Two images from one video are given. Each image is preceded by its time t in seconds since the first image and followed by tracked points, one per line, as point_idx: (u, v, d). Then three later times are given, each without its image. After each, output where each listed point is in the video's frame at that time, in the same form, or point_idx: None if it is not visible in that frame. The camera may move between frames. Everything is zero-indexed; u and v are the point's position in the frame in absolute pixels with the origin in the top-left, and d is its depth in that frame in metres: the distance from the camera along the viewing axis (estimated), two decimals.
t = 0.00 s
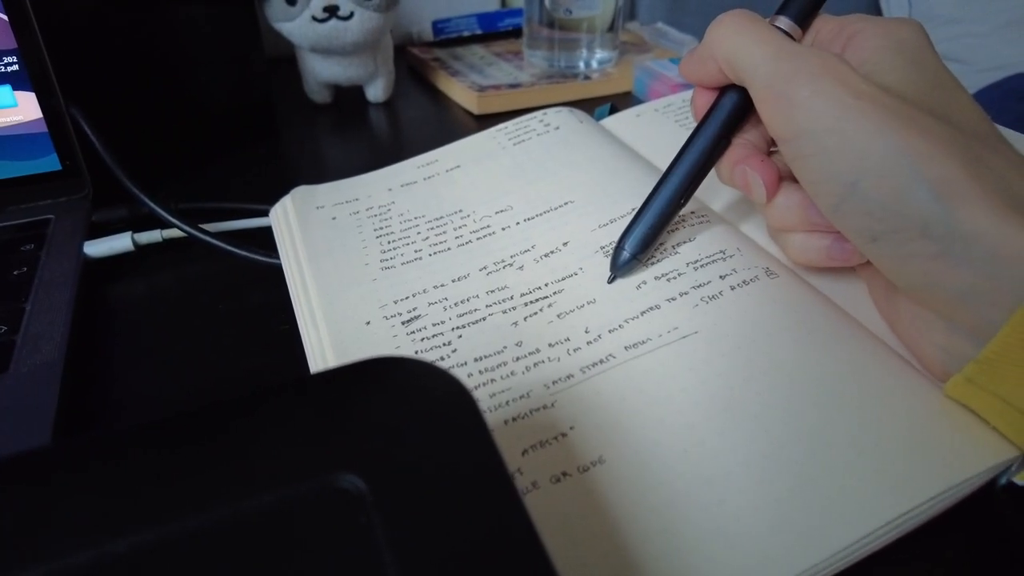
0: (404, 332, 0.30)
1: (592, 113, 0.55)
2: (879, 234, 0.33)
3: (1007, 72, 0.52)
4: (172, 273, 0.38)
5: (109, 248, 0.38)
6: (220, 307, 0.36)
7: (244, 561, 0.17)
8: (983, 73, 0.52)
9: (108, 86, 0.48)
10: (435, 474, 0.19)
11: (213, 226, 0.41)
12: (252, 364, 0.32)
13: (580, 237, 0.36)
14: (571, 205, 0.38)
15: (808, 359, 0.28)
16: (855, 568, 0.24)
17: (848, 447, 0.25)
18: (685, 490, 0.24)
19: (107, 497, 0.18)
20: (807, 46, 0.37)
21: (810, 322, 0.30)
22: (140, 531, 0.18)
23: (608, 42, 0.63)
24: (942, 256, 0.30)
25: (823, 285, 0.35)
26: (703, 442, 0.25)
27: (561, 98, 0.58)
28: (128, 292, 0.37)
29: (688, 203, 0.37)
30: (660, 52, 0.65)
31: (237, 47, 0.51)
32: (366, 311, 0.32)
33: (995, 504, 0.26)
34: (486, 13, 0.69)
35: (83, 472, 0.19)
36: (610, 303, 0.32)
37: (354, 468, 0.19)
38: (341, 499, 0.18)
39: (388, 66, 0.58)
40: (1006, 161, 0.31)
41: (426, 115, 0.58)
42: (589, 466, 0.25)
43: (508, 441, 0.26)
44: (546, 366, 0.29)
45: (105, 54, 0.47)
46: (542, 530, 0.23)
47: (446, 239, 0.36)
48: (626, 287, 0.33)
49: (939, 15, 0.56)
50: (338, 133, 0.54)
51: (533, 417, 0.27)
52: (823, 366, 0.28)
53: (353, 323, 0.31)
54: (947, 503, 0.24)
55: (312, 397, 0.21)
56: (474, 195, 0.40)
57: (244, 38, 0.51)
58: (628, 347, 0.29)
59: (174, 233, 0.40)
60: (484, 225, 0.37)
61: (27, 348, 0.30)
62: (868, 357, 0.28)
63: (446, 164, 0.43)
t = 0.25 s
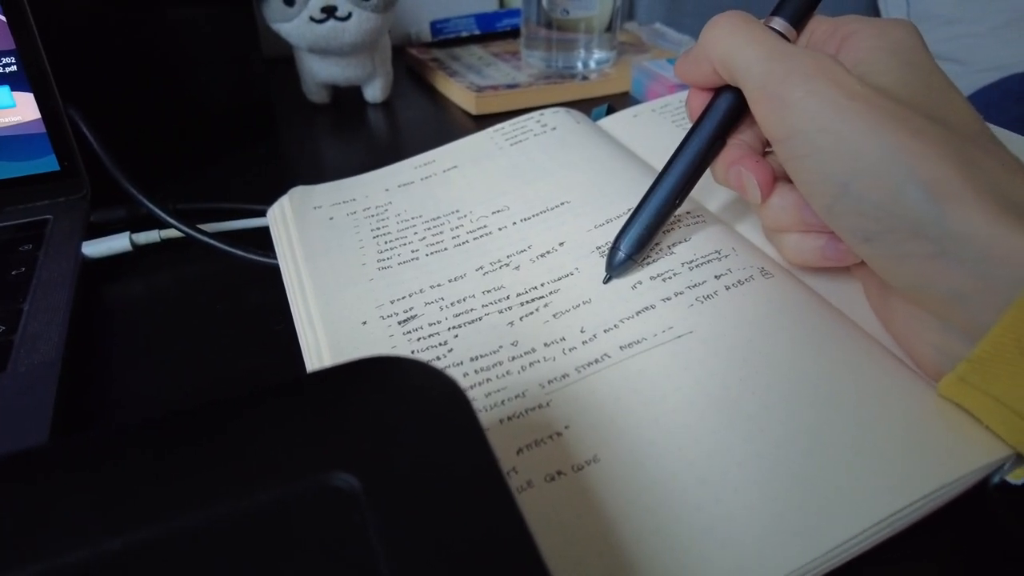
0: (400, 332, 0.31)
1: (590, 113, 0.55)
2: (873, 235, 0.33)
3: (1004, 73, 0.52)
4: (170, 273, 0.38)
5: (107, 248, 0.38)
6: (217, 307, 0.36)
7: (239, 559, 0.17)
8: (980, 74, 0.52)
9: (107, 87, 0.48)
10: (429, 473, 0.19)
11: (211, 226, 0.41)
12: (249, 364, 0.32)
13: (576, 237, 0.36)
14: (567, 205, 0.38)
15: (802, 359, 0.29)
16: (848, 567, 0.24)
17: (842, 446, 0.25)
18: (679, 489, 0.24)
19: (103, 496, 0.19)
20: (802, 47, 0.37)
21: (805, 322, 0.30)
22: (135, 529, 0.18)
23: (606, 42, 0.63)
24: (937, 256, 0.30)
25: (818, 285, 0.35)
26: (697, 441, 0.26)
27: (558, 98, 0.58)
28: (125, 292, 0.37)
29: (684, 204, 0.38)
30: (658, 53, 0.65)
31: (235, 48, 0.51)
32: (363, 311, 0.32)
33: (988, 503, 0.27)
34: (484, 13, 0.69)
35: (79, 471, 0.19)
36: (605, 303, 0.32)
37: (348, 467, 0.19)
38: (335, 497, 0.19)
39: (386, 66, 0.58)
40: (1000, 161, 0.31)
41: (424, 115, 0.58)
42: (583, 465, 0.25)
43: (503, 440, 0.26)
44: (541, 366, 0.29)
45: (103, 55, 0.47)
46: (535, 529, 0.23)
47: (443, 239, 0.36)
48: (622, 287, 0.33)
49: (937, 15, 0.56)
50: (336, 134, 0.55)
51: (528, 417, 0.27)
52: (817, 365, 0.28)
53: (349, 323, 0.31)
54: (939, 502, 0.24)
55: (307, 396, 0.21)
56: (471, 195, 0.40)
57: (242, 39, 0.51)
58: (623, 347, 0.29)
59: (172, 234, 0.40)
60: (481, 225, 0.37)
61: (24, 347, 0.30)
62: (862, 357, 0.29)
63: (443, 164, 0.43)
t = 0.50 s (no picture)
0: (403, 334, 0.31)
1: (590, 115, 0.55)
2: (874, 236, 0.33)
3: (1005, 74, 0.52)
4: (172, 275, 0.38)
5: (109, 249, 0.39)
6: (220, 308, 0.36)
7: (244, 560, 0.17)
8: (980, 75, 0.52)
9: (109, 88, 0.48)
10: (433, 474, 0.19)
11: (213, 227, 0.41)
12: (252, 365, 0.32)
13: (578, 239, 0.36)
14: (569, 206, 0.39)
15: (804, 360, 0.29)
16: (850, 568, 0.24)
17: (844, 448, 0.25)
18: (681, 491, 0.24)
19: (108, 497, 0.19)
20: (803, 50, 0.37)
21: (807, 324, 0.30)
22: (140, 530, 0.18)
23: (606, 43, 0.63)
24: (938, 258, 0.30)
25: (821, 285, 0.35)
26: (699, 442, 0.26)
27: (559, 99, 0.58)
28: (128, 293, 0.37)
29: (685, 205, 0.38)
30: (658, 54, 0.65)
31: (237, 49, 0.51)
32: (365, 312, 0.32)
33: (988, 504, 0.27)
34: (485, 14, 0.69)
35: (84, 472, 0.19)
36: (607, 304, 0.32)
37: (352, 468, 0.19)
38: (339, 499, 0.19)
39: (387, 67, 0.58)
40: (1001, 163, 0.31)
41: (425, 117, 0.58)
42: (586, 466, 0.25)
43: (506, 442, 0.26)
44: (543, 367, 0.29)
45: (105, 57, 0.47)
46: (539, 530, 0.23)
47: (445, 240, 0.36)
48: (624, 287, 0.33)
49: (937, 17, 0.56)
50: (337, 135, 0.55)
51: (531, 418, 0.27)
52: (819, 367, 0.28)
53: (352, 324, 0.31)
54: (941, 503, 0.25)
55: (311, 398, 0.21)
56: (473, 196, 0.40)
57: (244, 40, 0.51)
58: (625, 348, 0.30)
59: (174, 235, 0.40)
60: (483, 226, 0.37)
61: (28, 349, 0.30)
62: (863, 358, 0.29)
63: (445, 166, 0.43)
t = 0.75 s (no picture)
0: (407, 333, 0.31)
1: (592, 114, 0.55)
2: (877, 235, 0.33)
3: (1006, 74, 0.52)
4: (175, 274, 0.38)
5: (112, 249, 0.39)
6: (223, 308, 0.36)
7: (251, 559, 0.17)
8: (981, 75, 0.53)
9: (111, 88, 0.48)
10: (439, 473, 0.19)
11: (216, 227, 0.41)
12: (255, 365, 0.32)
13: (581, 238, 0.36)
14: (572, 206, 0.39)
15: (807, 360, 0.29)
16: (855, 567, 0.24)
17: (849, 447, 0.25)
18: (687, 490, 0.24)
19: (114, 496, 0.19)
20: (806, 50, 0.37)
21: (811, 323, 0.30)
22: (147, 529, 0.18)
23: (608, 42, 0.64)
24: (941, 257, 0.30)
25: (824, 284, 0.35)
26: (704, 441, 0.26)
27: (561, 99, 0.58)
28: (131, 293, 0.37)
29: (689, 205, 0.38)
30: (660, 54, 0.65)
31: (239, 49, 0.51)
32: (369, 312, 0.32)
33: (992, 502, 0.27)
34: (486, 14, 0.69)
35: (90, 472, 0.19)
36: (611, 303, 0.32)
37: (358, 467, 0.19)
38: (346, 497, 0.19)
39: (389, 67, 0.58)
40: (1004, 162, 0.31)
41: (427, 116, 0.58)
42: (591, 465, 0.25)
43: (511, 441, 0.26)
44: (548, 367, 0.29)
45: (107, 57, 0.47)
46: (545, 530, 0.23)
47: (448, 240, 0.36)
48: (628, 287, 0.33)
49: (939, 17, 0.56)
50: (339, 135, 0.55)
51: (535, 417, 0.27)
52: (824, 366, 0.28)
53: (356, 324, 0.31)
54: (946, 502, 0.25)
55: (317, 397, 0.21)
56: (475, 196, 0.40)
57: (246, 40, 0.51)
58: (630, 348, 0.30)
59: (177, 234, 0.40)
60: (486, 226, 0.37)
61: (32, 348, 0.30)
62: (867, 358, 0.29)
63: (448, 165, 0.43)
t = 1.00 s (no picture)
0: (406, 333, 0.31)
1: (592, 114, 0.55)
2: (878, 235, 0.33)
3: (1005, 74, 0.52)
4: (175, 274, 0.38)
5: (111, 249, 0.39)
6: (223, 308, 0.36)
7: (252, 558, 0.17)
8: (981, 74, 0.53)
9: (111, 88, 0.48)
10: (439, 473, 0.19)
11: (215, 227, 0.41)
12: (255, 365, 0.32)
13: (581, 238, 0.36)
14: (571, 206, 0.39)
15: (806, 359, 0.29)
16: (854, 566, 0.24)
17: (848, 446, 0.25)
18: (686, 490, 0.24)
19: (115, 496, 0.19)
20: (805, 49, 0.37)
21: (810, 323, 0.30)
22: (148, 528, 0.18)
23: (608, 42, 0.64)
24: (940, 257, 0.30)
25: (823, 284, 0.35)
26: (704, 441, 0.26)
27: (560, 98, 0.58)
28: (131, 292, 0.37)
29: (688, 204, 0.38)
30: (660, 53, 0.65)
31: (238, 48, 0.51)
32: (369, 312, 0.32)
33: (990, 501, 0.27)
34: (486, 14, 0.69)
35: (91, 473, 0.19)
36: (611, 303, 0.32)
37: (358, 467, 0.19)
38: (346, 497, 0.19)
39: (388, 67, 0.58)
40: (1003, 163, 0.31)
41: (427, 116, 0.58)
42: (590, 465, 0.25)
43: (510, 441, 0.26)
44: (547, 367, 0.29)
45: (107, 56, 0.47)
46: (545, 529, 0.23)
47: (448, 240, 0.36)
48: (627, 286, 0.33)
49: (938, 16, 0.56)
50: (339, 135, 0.55)
51: (535, 417, 0.27)
52: (823, 366, 0.28)
53: (356, 323, 0.31)
54: (945, 502, 0.25)
55: (316, 397, 0.21)
56: (475, 196, 0.40)
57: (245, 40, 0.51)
58: (629, 348, 0.30)
59: (177, 234, 0.40)
60: (485, 226, 0.37)
61: (32, 348, 0.30)
62: (867, 358, 0.29)
63: (448, 165, 0.43)
